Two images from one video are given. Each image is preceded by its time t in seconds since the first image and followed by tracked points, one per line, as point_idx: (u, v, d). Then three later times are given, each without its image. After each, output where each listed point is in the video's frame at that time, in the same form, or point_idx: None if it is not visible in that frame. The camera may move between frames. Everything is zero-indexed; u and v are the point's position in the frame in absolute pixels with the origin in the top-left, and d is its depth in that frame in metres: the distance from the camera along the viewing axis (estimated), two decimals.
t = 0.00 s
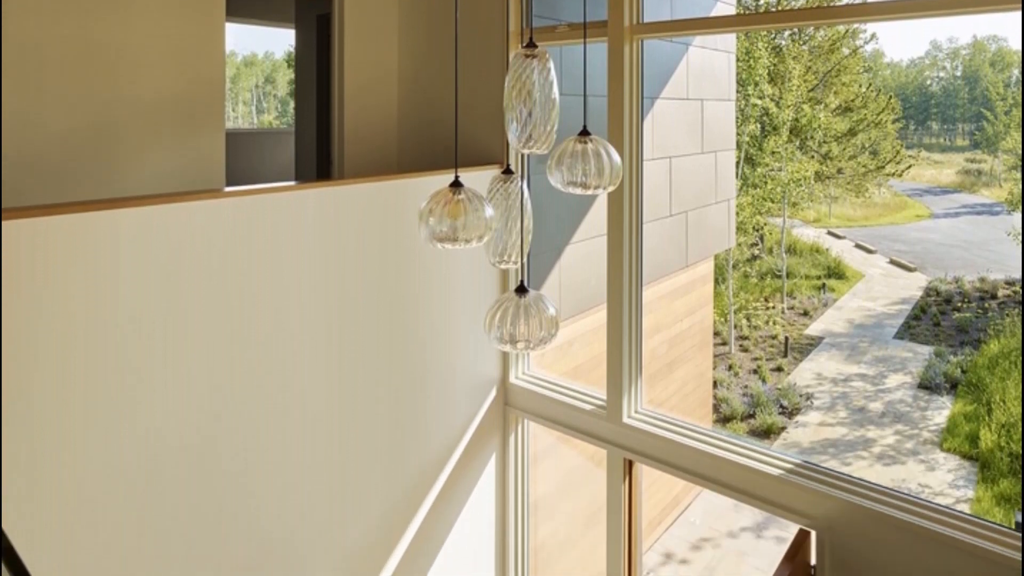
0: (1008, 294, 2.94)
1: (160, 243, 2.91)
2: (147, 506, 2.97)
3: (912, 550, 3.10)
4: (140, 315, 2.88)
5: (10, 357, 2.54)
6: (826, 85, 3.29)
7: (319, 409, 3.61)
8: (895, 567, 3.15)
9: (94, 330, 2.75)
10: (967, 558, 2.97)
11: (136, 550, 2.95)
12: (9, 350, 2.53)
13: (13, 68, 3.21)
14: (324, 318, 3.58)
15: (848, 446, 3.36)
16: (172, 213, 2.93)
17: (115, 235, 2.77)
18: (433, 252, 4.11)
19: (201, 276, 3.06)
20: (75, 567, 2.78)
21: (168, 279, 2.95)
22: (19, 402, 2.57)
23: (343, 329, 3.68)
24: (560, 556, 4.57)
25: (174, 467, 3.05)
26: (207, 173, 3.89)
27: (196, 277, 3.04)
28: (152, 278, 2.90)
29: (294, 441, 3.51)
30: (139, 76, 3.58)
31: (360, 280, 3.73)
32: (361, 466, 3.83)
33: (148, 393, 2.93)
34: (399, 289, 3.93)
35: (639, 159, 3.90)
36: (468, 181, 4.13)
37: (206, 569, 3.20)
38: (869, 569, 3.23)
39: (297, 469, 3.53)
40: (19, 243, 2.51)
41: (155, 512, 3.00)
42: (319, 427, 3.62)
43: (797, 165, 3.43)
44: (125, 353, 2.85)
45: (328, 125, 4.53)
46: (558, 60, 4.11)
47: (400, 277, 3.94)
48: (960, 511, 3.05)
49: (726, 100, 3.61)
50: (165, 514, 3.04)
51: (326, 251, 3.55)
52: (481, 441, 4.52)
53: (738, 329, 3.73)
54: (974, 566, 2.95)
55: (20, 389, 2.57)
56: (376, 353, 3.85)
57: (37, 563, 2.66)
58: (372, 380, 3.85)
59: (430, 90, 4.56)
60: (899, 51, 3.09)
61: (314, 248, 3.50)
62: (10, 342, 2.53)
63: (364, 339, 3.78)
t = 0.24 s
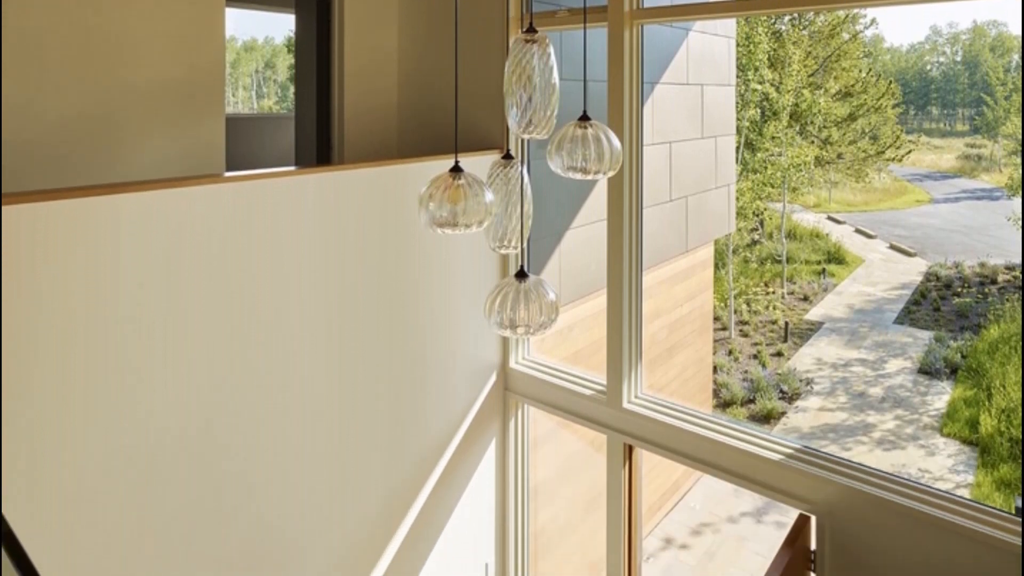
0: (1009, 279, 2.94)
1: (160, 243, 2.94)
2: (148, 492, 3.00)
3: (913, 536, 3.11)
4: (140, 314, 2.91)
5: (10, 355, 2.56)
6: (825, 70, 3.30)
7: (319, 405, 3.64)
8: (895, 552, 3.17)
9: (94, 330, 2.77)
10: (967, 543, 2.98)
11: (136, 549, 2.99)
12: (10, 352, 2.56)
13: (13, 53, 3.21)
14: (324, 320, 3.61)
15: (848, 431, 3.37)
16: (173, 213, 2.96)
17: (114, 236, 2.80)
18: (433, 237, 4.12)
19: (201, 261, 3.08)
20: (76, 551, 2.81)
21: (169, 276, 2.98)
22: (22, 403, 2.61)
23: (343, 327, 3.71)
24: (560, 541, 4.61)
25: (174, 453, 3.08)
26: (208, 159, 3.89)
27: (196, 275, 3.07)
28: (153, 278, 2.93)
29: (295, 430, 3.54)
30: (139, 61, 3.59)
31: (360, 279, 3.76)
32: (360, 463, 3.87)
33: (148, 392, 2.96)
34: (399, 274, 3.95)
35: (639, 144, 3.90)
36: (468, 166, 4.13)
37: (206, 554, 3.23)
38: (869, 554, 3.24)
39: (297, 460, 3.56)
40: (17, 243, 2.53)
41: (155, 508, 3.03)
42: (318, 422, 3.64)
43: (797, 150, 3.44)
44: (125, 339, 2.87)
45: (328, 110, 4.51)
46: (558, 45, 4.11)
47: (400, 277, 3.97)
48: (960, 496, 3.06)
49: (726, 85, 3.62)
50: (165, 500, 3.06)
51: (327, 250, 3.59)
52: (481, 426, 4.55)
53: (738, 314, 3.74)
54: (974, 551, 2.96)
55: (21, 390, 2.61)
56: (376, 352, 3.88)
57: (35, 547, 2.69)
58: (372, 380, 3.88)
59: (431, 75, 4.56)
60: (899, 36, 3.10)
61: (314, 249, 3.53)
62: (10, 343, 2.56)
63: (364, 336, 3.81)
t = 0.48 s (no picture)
0: (1009, 268, 2.94)
1: (160, 248, 2.96)
2: (146, 481, 3.02)
3: (913, 524, 3.11)
4: (140, 318, 2.93)
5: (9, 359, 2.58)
6: (826, 59, 3.31)
7: (319, 394, 3.66)
8: (895, 541, 3.17)
9: (94, 336, 2.80)
10: (967, 532, 2.98)
11: (137, 551, 3.02)
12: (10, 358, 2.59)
13: (13, 40, 3.21)
14: (324, 326, 3.64)
15: (848, 420, 3.39)
16: (174, 218, 2.98)
17: (115, 244, 2.82)
18: (433, 226, 4.14)
19: (202, 250, 3.09)
20: (76, 539, 2.83)
21: (168, 278, 2.99)
22: (24, 408, 2.64)
23: (343, 331, 3.73)
24: (560, 530, 4.63)
25: (174, 442, 3.09)
26: (208, 147, 3.89)
27: (196, 277, 3.09)
28: (153, 283, 2.95)
29: (294, 419, 3.56)
30: (138, 49, 3.59)
31: (361, 285, 3.79)
32: (361, 457, 3.90)
33: (147, 395, 2.98)
34: (399, 262, 3.97)
35: (639, 132, 3.91)
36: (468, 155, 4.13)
37: (206, 543, 3.25)
38: (869, 543, 3.24)
39: (297, 450, 3.59)
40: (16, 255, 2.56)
41: (155, 512, 3.06)
42: (319, 400, 3.66)
43: (797, 138, 3.45)
44: (124, 327, 2.88)
45: (328, 100, 4.51)
46: (558, 35, 4.12)
47: (401, 284, 4.00)
48: (960, 485, 3.07)
49: (726, 73, 3.62)
50: (164, 489, 3.08)
51: (328, 255, 3.61)
52: (481, 415, 4.57)
53: (739, 303, 3.75)
54: (974, 540, 2.97)
55: (23, 397, 2.63)
56: (375, 355, 3.91)
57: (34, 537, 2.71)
58: (372, 384, 3.91)
59: (432, 64, 4.57)
60: (899, 25, 3.11)
61: (315, 256, 3.56)
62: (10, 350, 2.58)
63: (364, 329, 3.84)
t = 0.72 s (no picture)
0: (1008, 253, 2.94)
1: (160, 251, 2.99)
2: (146, 466, 3.04)
3: (913, 510, 3.10)
4: (140, 319, 2.96)
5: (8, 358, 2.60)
6: (826, 44, 3.33)
7: (319, 379, 3.69)
8: (895, 526, 3.16)
9: (94, 337, 2.83)
10: (967, 517, 2.97)
11: (136, 551, 3.05)
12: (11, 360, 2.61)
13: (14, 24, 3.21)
14: (324, 329, 3.67)
15: (848, 405, 3.39)
16: (174, 222, 3.02)
17: (116, 252, 2.86)
18: (433, 211, 4.15)
19: (202, 235, 3.12)
20: (77, 521, 2.85)
21: (169, 278, 3.03)
22: (25, 408, 2.66)
23: (343, 331, 3.77)
24: (560, 515, 4.65)
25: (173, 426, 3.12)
26: (208, 132, 3.89)
27: (196, 278, 3.11)
28: (153, 286, 2.98)
29: (294, 404, 3.59)
30: (139, 33, 3.59)
31: (361, 289, 3.82)
32: (360, 443, 3.93)
33: (148, 392, 3.01)
34: (398, 247, 3.99)
35: (639, 118, 3.92)
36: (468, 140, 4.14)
37: (206, 526, 3.28)
38: (869, 528, 3.24)
39: (297, 434, 3.62)
40: (15, 258, 2.58)
41: (155, 516, 3.09)
42: (319, 390, 3.69)
43: (797, 124, 3.47)
44: (125, 311, 2.91)
45: (327, 84, 4.53)
46: (558, 20, 4.16)
47: (402, 285, 4.04)
48: (960, 470, 3.06)
49: (726, 58, 3.64)
50: (164, 473, 3.10)
51: (328, 259, 3.65)
52: (481, 400, 4.61)
53: (738, 288, 3.77)
54: (974, 525, 2.95)
55: (24, 399, 2.66)
56: (375, 339, 3.94)
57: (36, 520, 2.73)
58: (372, 383, 3.95)
59: (433, 50, 4.60)
60: (899, 11, 3.12)
61: (316, 259, 3.59)
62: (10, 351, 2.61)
63: (364, 313, 3.86)
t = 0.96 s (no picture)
0: (1008, 242, 2.95)
1: (160, 251, 3.00)
2: (145, 453, 3.06)
3: (913, 498, 3.10)
4: (140, 321, 2.98)
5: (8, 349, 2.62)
6: (826, 32, 3.33)
7: (319, 368, 3.70)
8: (895, 514, 3.16)
9: (94, 338, 2.85)
10: (967, 506, 2.97)
11: (137, 552, 3.09)
12: (9, 362, 2.63)
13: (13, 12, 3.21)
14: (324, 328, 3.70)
15: (848, 394, 3.39)
16: (174, 224, 3.04)
17: (117, 254, 2.88)
18: (433, 200, 4.16)
19: (201, 224, 3.13)
20: (75, 509, 2.87)
21: (168, 279, 3.04)
22: (25, 409, 2.68)
23: (343, 330, 3.79)
24: (560, 503, 4.68)
25: (173, 415, 3.14)
26: (208, 120, 3.89)
27: (196, 278, 3.13)
28: (154, 288, 3.00)
29: (294, 393, 3.61)
30: (138, 21, 3.59)
31: (361, 289, 3.85)
32: (360, 433, 3.96)
33: (148, 389, 3.04)
34: (398, 236, 4.00)
35: (639, 106, 3.92)
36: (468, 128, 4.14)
37: (205, 514, 3.30)
38: (869, 516, 3.24)
39: (297, 423, 3.63)
40: (15, 259, 2.60)
41: (155, 517, 3.13)
42: (318, 384, 3.71)
43: (797, 112, 3.47)
44: (125, 299, 2.92)
45: (327, 73, 4.54)
46: (558, 8, 4.20)
47: (402, 279, 4.06)
48: (960, 459, 3.07)
49: (726, 47, 3.66)
50: (163, 459, 3.12)
51: (328, 259, 3.67)
52: (481, 388, 4.63)
53: (738, 276, 3.78)
54: (974, 514, 2.95)
55: (24, 399, 2.68)
56: (375, 327, 3.95)
57: (36, 506, 2.75)
58: (372, 382, 3.98)
59: (432, 38, 4.62)
60: None
61: (317, 261, 3.61)
62: (9, 354, 2.63)
63: (363, 301, 3.87)
